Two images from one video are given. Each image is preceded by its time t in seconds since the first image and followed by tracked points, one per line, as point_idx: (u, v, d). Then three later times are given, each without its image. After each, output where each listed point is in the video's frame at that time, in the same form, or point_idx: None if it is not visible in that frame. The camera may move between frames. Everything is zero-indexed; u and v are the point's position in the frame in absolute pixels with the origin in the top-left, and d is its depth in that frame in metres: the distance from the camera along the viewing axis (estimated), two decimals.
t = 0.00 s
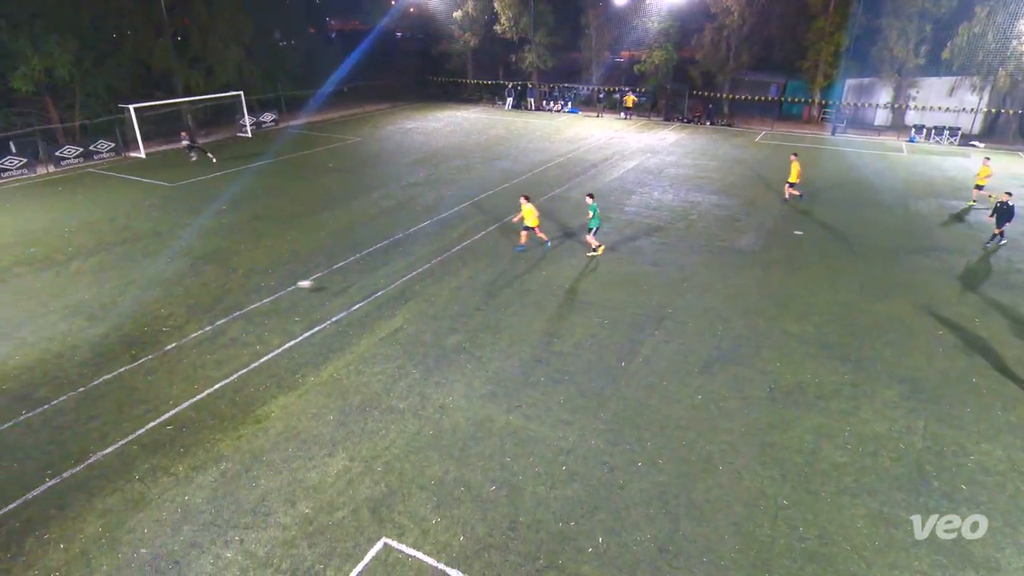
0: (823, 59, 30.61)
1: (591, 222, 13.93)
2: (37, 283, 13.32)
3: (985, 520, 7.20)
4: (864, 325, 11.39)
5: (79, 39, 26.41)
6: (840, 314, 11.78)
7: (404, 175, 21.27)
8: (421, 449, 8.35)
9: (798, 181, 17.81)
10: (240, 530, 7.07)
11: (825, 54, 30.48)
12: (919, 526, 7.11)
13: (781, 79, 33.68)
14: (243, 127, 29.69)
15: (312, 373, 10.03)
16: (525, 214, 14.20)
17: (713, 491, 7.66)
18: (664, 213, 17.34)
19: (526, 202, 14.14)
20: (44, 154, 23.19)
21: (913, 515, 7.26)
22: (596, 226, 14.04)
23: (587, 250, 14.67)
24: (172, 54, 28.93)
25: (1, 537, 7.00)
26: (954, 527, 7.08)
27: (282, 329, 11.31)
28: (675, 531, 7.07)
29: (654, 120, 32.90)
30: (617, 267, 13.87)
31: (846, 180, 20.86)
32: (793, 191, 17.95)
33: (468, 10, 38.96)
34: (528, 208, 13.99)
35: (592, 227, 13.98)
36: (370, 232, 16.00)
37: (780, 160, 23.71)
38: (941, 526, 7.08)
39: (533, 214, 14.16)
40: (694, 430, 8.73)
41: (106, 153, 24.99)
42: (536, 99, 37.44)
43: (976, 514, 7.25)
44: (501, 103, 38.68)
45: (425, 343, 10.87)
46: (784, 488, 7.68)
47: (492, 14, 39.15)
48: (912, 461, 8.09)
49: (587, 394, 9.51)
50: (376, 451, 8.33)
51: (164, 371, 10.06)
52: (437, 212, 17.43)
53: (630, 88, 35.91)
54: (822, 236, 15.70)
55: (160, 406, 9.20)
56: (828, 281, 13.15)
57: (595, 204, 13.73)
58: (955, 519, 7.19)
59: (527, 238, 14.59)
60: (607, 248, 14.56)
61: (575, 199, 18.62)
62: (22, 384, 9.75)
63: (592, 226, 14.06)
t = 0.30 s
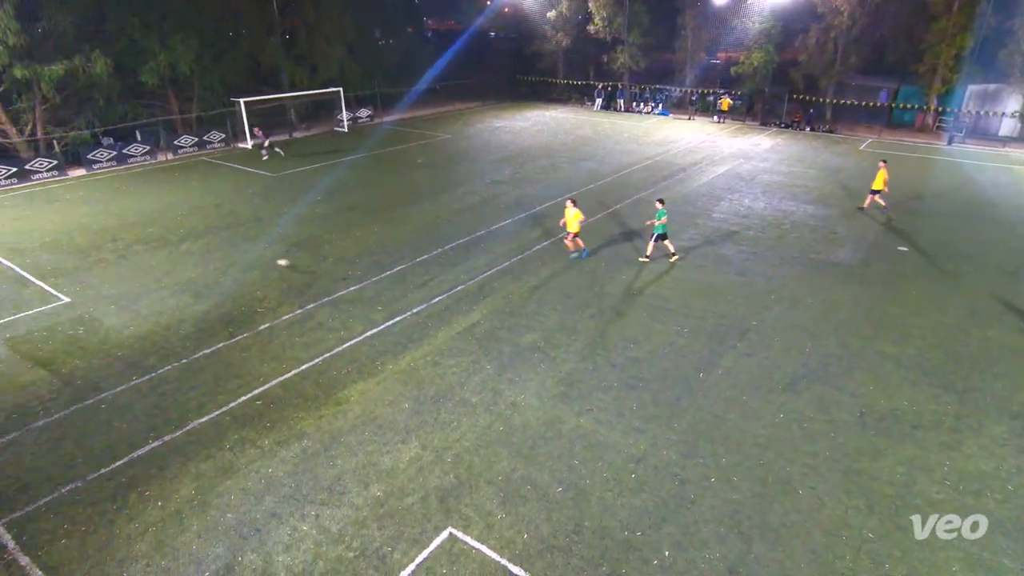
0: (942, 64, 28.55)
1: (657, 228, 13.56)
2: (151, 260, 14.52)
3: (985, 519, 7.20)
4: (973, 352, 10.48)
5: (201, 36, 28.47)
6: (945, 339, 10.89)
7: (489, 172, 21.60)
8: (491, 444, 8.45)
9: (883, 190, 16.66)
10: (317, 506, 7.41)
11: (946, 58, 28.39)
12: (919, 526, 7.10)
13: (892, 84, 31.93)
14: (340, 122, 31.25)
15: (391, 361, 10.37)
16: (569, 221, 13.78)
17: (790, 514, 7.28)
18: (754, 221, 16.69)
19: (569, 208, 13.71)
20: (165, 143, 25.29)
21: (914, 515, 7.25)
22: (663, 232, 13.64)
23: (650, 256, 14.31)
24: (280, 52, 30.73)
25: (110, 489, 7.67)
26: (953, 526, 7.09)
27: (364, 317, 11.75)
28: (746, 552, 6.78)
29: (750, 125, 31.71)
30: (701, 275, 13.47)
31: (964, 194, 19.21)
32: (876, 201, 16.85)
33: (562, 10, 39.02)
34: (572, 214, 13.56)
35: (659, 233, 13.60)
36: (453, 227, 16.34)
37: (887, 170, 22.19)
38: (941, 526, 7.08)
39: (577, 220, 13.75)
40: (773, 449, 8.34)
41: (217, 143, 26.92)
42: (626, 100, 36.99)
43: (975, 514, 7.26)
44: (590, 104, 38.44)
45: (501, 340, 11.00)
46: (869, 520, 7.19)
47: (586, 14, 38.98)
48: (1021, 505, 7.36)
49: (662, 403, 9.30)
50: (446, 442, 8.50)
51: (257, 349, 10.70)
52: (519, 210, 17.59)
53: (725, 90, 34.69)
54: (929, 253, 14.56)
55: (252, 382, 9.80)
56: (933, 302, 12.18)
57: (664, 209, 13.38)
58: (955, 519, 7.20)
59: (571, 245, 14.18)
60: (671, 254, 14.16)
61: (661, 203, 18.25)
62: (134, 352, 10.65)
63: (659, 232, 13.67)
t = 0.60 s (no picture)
0: None
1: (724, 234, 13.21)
2: (246, 246, 15.43)
3: (986, 520, 7.18)
4: None
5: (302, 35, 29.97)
6: None
7: (569, 173, 21.53)
8: (557, 445, 8.42)
9: (978, 202, 15.49)
10: (384, 490, 7.64)
11: None
12: (919, 526, 7.08)
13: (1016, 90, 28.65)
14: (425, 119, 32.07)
15: (462, 355, 10.54)
16: (607, 225, 13.62)
17: (870, 546, 6.83)
18: (848, 234, 15.79)
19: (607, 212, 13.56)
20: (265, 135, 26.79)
21: (914, 515, 7.24)
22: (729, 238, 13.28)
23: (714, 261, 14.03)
24: (374, 51, 31.96)
25: (199, 457, 8.22)
26: (953, 525, 7.08)
27: (439, 311, 12.00)
28: None
29: (849, 132, 30.08)
30: (785, 287, 12.90)
31: None
32: (971, 214, 15.82)
33: (652, 10, 38.38)
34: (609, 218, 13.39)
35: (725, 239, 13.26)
36: (530, 226, 16.40)
37: (1004, 185, 20.37)
38: (940, 526, 7.06)
39: (615, 224, 13.53)
40: (856, 476, 7.85)
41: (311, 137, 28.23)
42: (714, 103, 35.85)
43: (976, 514, 7.24)
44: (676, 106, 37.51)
45: (573, 341, 10.96)
46: (960, 562, 6.63)
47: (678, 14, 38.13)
48: None
49: (736, 417, 8.97)
50: (512, 439, 8.54)
51: (337, 335, 11.16)
52: (597, 212, 17.44)
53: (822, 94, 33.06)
54: None
55: (331, 366, 10.24)
56: None
57: (732, 214, 13.03)
58: (956, 519, 7.17)
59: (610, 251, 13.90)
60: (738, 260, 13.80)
61: (746, 210, 17.59)
62: (227, 331, 11.37)
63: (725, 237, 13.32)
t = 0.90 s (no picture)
0: None
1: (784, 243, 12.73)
2: (324, 236, 16.08)
3: (988, 521, 7.15)
4: None
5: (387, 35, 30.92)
6: None
7: (644, 176, 21.19)
8: (617, 451, 8.30)
9: None
10: (444, 482, 7.77)
11: None
12: (919, 526, 7.06)
13: None
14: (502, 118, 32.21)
15: (527, 354, 10.57)
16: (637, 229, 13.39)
17: None
18: (944, 250, 14.77)
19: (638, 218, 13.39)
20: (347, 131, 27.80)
21: (915, 515, 7.22)
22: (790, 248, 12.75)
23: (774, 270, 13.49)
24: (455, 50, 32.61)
25: (272, 435, 8.64)
26: (953, 525, 7.06)
27: (506, 309, 12.09)
28: None
29: (951, 141, 27.57)
30: (869, 304, 12.20)
31: None
32: None
33: (740, 10, 37.18)
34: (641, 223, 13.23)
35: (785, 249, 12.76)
36: (599, 229, 16.24)
37: None
38: (941, 527, 7.04)
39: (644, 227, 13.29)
40: (941, 509, 7.31)
41: (391, 133, 28.98)
42: (802, 108, 34.07)
43: (977, 514, 7.22)
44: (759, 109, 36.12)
45: (640, 347, 10.78)
46: None
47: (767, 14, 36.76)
48: None
49: (808, 437, 8.56)
50: (572, 441, 8.50)
51: (407, 327, 11.44)
52: (670, 217, 17.08)
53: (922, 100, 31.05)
54: None
55: (399, 357, 10.51)
56: None
57: (793, 224, 12.49)
58: (956, 519, 7.15)
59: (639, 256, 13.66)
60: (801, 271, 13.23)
61: (830, 221, 16.76)
62: (304, 317, 11.88)
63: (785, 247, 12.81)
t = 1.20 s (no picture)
0: None
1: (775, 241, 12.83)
2: (331, 236, 16.12)
3: (987, 521, 7.15)
4: None
5: (395, 35, 30.99)
6: None
7: (651, 177, 21.13)
8: (623, 451, 8.29)
9: None
10: (450, 482, 7.78)
11: None
12: (919, 526, 7.06)
13: None
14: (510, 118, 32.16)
15: (533, 355, 10.57)
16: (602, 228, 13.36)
17: None
18: (954, 251, 14.67)
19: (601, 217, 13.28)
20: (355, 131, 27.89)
21: (913, 515, 7.22)
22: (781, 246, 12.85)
23: (763, 271, 13.50)
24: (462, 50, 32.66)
25: (279, 434, 8.67)
26: (954, 525, 7.06)
27: (512, 309, 12.09)
28: None
29: (962, 142, 27.32)
30: (878, 306, 12.11)
31: None
32: None
33: (749, 9, 37.03)
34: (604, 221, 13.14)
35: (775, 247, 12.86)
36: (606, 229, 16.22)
37: None
38: (942, 527, 7.04)
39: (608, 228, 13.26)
40: (951, 514, 7.25)
41: (399, 133, 29.04)
42: (811, 109, 33.99)
43: (976, 514, 7.23)
44: (768, 109, 35.94)
45: (646, 348, 10.75)
46: None
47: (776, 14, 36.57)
48: None
49: (816, 439, 8.51)
50: (578, 442, 8.49)
51: (413, 327, 11.46)
52: (677, 218, 17.00)
53: (932, 100, 30.84)
54: None
55: (405, 357, 10.53)
56: None
57: (785, 222, 12.64)
58: (956, 519, 7.15)
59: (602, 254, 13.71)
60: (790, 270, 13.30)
61: (839, 222, 16.65)
62: (311, 316, 11.92)
63: (775, 245, 12.90)
